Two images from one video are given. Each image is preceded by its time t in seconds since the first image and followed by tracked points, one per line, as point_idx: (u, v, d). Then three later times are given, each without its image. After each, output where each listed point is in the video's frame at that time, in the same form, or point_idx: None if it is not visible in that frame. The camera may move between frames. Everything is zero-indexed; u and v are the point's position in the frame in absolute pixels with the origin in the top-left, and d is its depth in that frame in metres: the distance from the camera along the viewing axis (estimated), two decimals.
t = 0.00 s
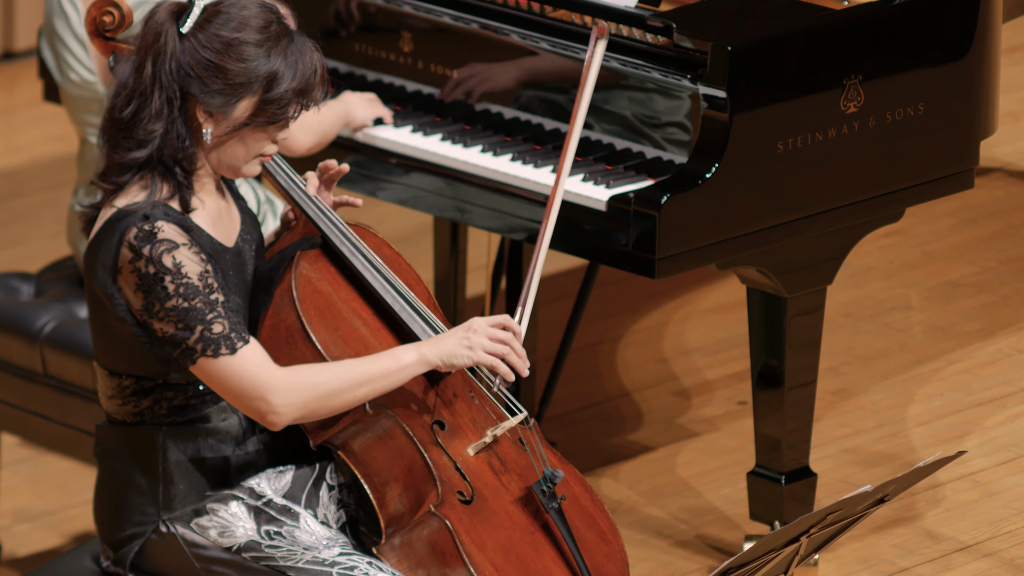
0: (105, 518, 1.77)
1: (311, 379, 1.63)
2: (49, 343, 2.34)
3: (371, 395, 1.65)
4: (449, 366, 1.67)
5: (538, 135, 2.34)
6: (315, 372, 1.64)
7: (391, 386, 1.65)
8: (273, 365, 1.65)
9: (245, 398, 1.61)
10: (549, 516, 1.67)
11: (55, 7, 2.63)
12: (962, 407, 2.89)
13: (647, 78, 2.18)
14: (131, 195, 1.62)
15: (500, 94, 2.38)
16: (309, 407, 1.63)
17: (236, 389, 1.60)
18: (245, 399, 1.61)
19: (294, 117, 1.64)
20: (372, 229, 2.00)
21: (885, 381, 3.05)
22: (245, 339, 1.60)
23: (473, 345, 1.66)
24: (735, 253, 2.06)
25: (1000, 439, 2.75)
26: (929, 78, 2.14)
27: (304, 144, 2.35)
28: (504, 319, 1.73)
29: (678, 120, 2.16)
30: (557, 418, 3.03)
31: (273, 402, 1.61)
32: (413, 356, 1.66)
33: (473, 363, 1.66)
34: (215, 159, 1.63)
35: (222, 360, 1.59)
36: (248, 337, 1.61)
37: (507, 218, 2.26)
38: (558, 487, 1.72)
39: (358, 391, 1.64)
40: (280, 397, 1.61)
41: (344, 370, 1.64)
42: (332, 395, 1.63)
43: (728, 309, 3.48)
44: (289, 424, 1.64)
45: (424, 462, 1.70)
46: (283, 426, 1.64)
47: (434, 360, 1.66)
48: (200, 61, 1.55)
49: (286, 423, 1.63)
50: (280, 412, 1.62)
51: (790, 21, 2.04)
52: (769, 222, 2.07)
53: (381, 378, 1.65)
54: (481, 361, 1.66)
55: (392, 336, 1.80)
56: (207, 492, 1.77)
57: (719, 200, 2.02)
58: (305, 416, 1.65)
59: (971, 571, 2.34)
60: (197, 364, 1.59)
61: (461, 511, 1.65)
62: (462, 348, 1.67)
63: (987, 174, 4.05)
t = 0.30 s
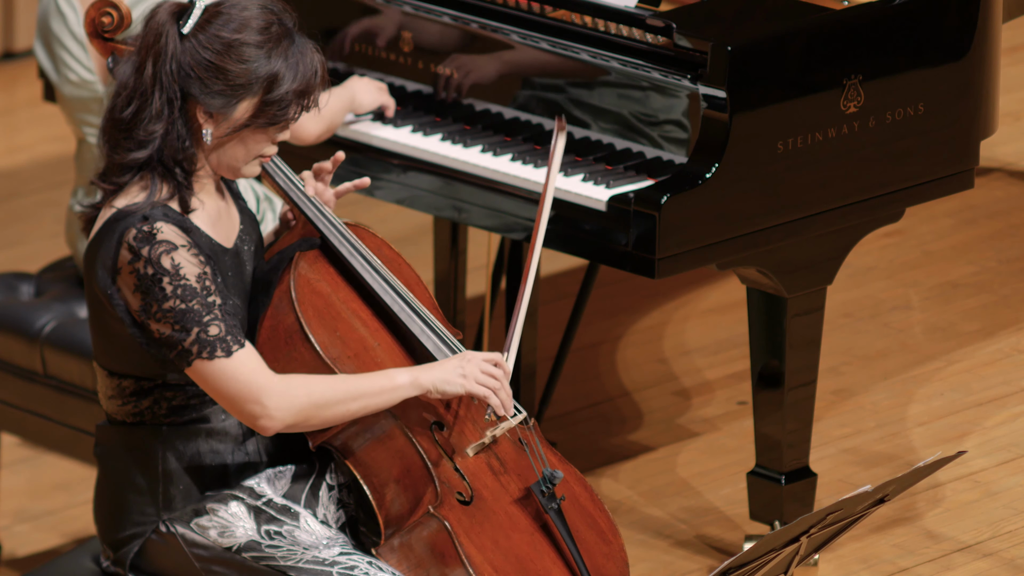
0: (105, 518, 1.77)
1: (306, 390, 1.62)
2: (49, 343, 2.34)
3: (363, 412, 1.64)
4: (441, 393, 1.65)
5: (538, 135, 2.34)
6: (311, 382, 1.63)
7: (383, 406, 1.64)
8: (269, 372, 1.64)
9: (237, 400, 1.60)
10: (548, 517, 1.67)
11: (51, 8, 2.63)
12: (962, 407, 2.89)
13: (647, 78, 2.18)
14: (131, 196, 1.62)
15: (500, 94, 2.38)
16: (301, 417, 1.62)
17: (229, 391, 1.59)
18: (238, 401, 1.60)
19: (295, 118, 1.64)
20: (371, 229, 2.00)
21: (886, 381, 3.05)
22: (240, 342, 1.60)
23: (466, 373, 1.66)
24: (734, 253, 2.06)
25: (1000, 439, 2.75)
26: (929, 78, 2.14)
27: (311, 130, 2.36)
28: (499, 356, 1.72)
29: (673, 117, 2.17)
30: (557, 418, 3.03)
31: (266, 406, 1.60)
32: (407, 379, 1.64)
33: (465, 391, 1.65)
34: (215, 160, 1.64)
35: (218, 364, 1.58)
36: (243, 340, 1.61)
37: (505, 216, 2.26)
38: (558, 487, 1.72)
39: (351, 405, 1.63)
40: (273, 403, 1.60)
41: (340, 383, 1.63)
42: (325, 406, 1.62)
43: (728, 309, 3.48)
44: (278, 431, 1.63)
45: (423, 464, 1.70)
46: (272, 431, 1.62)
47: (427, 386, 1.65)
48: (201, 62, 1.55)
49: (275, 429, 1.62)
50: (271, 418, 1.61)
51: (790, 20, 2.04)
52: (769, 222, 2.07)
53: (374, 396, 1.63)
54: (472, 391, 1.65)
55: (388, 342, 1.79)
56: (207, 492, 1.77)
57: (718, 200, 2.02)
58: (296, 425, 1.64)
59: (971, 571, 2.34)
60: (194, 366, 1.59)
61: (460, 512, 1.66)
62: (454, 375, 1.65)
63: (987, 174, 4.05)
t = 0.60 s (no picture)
0: (105, 518, 1.77)
1: (307, 388, 1.62)
2: (49, 343, 2.34)
3: (362, 411, 1.64)
4: (440, 395, 1.65)
5: (538, 135, 2.33)
6: (313, 380, 1.63)
7: (382, 406, 1.64)
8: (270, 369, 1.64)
9: (239, 394, 1.59)
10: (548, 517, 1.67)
11: (47, 8, 2.62)
12: (962, 407, 2.89)
13: (647, 77, 2.18)
14: (130, 196, 1.62)
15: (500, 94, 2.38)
16: (302, 413, 1.62)
17: (230, 387, 1.59)
18: (238, 397, 1.59)
19: (294, 117, 1.64)
20: (370, 229, 2.00)
21: (886, 381, 3.05)
22: (240, 339, 1.59)
23: (465, 376, 1.66)
24: (734, 253, 2.06)
25: (1000, 439, 2.75)
26: (929, 78, 2.14)
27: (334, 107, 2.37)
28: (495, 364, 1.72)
29: (671, 116, 2.17)
30: (557, 418, 3.03)
31: (268, 401, 1.59)
32: (405, 379, 1.64)
33: (464, 392, 1.64)
34: (213, 159, 1.64)
35: (218, 360, 1.58)
36: (243, 336, 1.61)
37: (504, 216, 2.26)
38: (558, 487, 1.72)
39: (351, 402, 1.62)
40: (276, 398, 1.59)
41: (341, 380, 1.63)
42: (326, 403, 1.62)
43: (728, 309, 3.48)
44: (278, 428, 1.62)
45: (423, 464, 1.70)
46: (272, 428, 1.61)
47: (426, 386, 1.65)
48: (199, 62, 1.55)
49: (276, 425, 1.61)
50: (273, 413, 1.60)
51: (789, 21, 2.04)
52: (769, 222, 2.07)
53: (374, 394, 1.63)
54: (471, 392, 1.65)
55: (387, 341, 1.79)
56: (206, 492, 1.77)
57: (719, 200, 2.02)
58: (296, 422, 1.63)
59: (970, 571, 2.34)
60: (195, 364, 1.58)
61: (460, 512, 1.66)
62: (453, 376, 1.65)
63: (987, 174, 4.05)
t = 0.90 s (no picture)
0: (105, 518, 1.78)
1: (307, 384, 1.61)
2: (49, 343, 2.34)
3: (361, 408, 1.63)
4: (439, 392, 1.64)
5: (538, 135, 2.33)
6: (312, 376, 1.62)
7: (380, 403, 1.63)
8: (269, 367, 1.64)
9: (237, 390, 1.59)
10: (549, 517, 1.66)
11: (46, 9, 2.62)
12: (962, 407, 2.89)
13: (648, 77, 2.18)
14: (128, 196, 1.63)
15: (500, 94, 2.38)
16: (300, 409, 1.61)
17: (228, 384, 1.59)
18: (237, 394, 1.59)
19: (290, 114, 1.64)
20: (371, 229, 2.00)
21: (886, 381, 3.05)
22: (238, 336, 1.59)
23: (464, 373, 1.65)
24: (734, 253, 2.06)
25: (1000, 439, 2.75)
26: (929, 78, 2.14)
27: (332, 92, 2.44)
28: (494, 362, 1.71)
29: (671, 115, 2.17)
30: (557, 418, 3.03)
31: (267, 396, 1.59)
32: (404, 375, 1.64)
33: (462, 389, 1.64)
34: (210, 157, 1.64)
35: (217, 357, 1.57)
36: (242, 334, 1.61)
37: (503, 215, 2.26)
38: (558, 487, 1.72)
39: (350, 399, 1.62)
40: (275, 394, 1.59)
41: (340, 377, 1.63)
42: (325, 398, 1.62)
43: (728, 309, 3.48)
44: (277, 424, 1.61)
45: (424, 464, 1.70)
46: (271, 424, 1.61)
47: (425, 382, 1.64)
48: (194, 61, 1.55)
49: (275, 421, 1.61)
50: (272, 409, 1.60)
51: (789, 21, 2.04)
52: (769, 222, 2.07)
53: (372, 391, 1.63)
54: (470, 389, 1.64)
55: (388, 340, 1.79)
56: (206, 492, 1.77)
57: (719, 200, 2.02)
58: (295, 418, 1.62)
59: (971, 571, 2.34)
60: (193, 361, 1.58)
61: (460, 512, 1.66)
62: (451, 372, 1.65)
63: (987, 174, 4.05)
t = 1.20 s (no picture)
0: (106, 518, 1.78)
1: (307, 382, 1.61)
2: (49, 343, 2.34)
3: (360, 408, 1.63)
4: (438, 392, 1.64)
5: (538, 135, 2.33)
6: (312, 374, 1.62)
7: (380, 402, 1.63)
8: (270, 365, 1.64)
9: (237, 388, 1.59)
10: (549, 517, 1.66)
11: (44, 8, 2.62)
12: (962, 407, 2.89)
13: (648, 78, 2.18)
14: (128, 196, 1.63)
15: (500, 94, 2.38)
16: (300, 407, 1.61)
17: (228, 382, 1.59)
18: (237, 392, 1.59)
19: (288, 111, 1.64)
20: (372, 228, 2.00)
21: (886, 381, 3.05)
22: (239, 334, 1.59)
23: (463, 373, 1.65)
24: (735, 253, 2.06)
25: (1000, 439, 2.75)
26: (929, 78, 2.14)
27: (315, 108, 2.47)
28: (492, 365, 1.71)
29: (670, 113, 2.17)
30: (557, 418, 3.03)
31: (267, 394, 1.59)
32: (404, 374, 1.64)
33: (462, 389, 1.63)
34: (210, 156, 1.65)
35: (217, 356, 1.57)
36: (242, 332, 1.61)
37: (503, 215, 2.26)
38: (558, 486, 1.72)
39: (350, 397, 1.62)
40: (275, 392, 1.59)
41: (341, 375, 1.63)
42: (325, 397, 1.61)
43: (728, 309, 3.48)
44: (277, 422, 1.61)
45: (424, 463, 1.70)
46: (271, 422, 1.61)
47: (424, 382, 1.64)
48: (191, 61, 1.55)
49: (275, 419, 1.60)
50: (272, 406, 1.60)
51: (789, 20, 2.04)
52: (769, 221, 2.07)
53: (372, 389, 1.63)
54: (469, 389, 1.64)
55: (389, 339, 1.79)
56: (207, 492, 1.77)
57: (719, 199, 2.02)
58: (295, 417, 1.62)
59: (971, 571, 2.34)
60: (193, 360, 1.58)
61: (461, 511, 1.65)
62: (451, 372, 1.64)
63: (987, 174, 4.05)
